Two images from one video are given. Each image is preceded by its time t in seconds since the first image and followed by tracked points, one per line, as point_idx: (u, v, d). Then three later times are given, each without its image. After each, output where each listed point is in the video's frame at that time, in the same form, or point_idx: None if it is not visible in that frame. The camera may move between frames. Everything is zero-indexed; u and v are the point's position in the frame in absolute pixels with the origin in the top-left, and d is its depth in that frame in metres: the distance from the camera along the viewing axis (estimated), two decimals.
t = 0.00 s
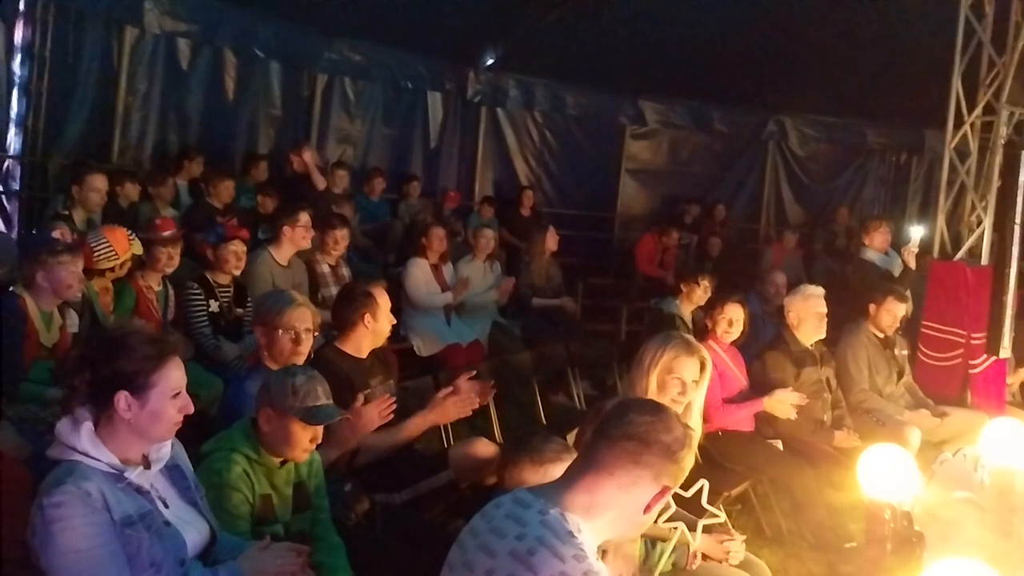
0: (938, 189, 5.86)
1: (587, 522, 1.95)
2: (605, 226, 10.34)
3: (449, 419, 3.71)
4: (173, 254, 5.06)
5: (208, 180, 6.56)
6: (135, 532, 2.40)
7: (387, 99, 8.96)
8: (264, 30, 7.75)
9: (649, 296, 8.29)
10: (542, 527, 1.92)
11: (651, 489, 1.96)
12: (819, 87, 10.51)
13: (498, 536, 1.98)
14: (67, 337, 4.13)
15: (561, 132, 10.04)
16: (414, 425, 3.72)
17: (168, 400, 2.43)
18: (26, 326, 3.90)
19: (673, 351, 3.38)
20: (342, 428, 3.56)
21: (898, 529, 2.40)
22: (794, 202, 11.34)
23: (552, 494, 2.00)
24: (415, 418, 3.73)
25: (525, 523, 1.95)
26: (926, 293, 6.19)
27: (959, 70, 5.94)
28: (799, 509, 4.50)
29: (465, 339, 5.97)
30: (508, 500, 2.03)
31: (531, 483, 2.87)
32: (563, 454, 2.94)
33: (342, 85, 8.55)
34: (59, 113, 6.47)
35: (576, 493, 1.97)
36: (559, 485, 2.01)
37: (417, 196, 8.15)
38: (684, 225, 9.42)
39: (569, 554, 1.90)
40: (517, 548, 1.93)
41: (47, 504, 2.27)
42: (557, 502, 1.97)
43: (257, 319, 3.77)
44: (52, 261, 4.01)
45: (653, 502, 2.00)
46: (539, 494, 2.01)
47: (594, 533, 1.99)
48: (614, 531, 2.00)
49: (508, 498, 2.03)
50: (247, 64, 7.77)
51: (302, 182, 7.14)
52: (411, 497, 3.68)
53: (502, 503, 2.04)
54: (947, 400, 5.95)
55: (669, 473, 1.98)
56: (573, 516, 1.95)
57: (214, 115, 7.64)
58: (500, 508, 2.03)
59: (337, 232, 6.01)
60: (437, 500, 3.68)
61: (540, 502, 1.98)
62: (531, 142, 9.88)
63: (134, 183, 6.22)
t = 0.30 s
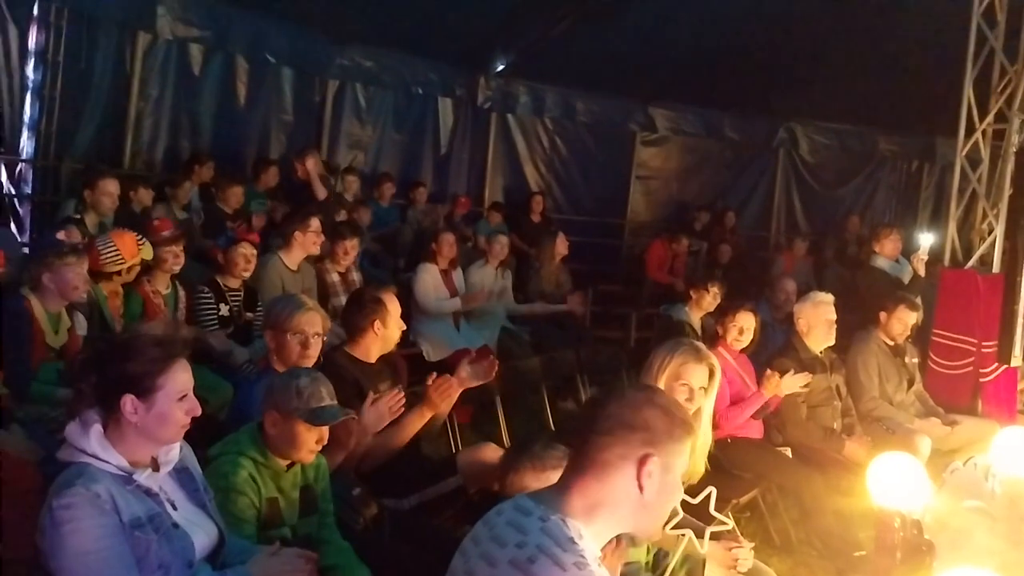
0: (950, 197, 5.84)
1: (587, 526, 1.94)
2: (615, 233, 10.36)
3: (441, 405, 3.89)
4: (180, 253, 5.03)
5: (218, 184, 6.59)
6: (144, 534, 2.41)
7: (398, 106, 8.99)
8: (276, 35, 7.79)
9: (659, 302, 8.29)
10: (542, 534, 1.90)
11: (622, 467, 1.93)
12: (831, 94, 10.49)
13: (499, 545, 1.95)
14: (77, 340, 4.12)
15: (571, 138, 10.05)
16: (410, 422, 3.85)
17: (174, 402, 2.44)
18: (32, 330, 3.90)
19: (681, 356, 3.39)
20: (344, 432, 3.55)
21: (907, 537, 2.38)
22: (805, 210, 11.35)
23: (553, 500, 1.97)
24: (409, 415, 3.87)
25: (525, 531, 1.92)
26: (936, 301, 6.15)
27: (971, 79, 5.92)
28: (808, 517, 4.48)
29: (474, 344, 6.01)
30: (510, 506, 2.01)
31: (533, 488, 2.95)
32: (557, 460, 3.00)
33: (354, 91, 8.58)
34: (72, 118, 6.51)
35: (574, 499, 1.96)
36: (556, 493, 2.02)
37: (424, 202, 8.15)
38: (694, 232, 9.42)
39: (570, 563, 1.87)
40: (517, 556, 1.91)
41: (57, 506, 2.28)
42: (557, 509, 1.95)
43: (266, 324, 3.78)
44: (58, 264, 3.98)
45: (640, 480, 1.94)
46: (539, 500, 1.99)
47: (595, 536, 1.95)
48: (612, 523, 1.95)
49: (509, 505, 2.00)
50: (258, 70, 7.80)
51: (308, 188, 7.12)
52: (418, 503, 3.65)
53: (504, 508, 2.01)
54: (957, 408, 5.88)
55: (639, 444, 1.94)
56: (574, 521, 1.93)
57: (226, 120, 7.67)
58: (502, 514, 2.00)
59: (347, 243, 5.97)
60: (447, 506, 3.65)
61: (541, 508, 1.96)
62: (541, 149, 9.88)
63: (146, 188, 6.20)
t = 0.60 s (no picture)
0: (956, 205, 5.84)
1: (584, 534, 1.89)
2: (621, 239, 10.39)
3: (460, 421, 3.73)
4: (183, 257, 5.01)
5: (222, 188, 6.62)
6: (148, 538, 2.41)
7: (404, 112, 9.01)
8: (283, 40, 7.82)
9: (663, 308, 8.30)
10: (539, 546, 1.85)
11: (595, 470, 1.89)
12: (837, 101, 10.47)
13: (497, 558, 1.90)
14: (79, 346, 4.12)
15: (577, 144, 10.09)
16: (426, 433, 3.74)
17: (180, 407, 2.44)
18: (32, 333, 3.91)
19: (685, 364, 3.39)
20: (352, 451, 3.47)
21: (912, 545, 2.37)
22: (810, 216, 11.36)
23: (551, 509, 1.93)
24: (427, 426, 3.75)
25: (522, 543, 1.88)
26: (942, 309, 6.15)
27: (976, 87, 5.91)
28: (813, 525, 4.47)
29: (479, 350, 6.01)
30: (508, 516, 1.96)
31: (520, 498, 2.92)
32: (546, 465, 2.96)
33: (360, 96, 8.61)
34: (79, 124, 6.54)
35: (570, 507, 1.91)
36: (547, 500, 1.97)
37: (430, 207, 8.16)
38: (699, 238, 9.42)
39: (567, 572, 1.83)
40: (514, 569, 1.86)
41: (62, 510, 2.28)
42: (555, 519, 1.90)
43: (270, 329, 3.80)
44: (58, 267, 4.00)
45: (619, 477, 1.89)
46: (537, 510, 1.94)
47: (594, 543, 1.91)
48: (602, 528, 1.91)
49: (507, 515, 1.96)
50: (264, 75, 7.83)
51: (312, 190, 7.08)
52: (423, 508, 3.65)
53: (502, 519, 1.98)
54: (962, 417, 5.90)
55: (607, 442, 1.90)
56: (572, 533, 1.88)
57: (232, 125, 7.71)
58: (500, 525, 1.96)
59: (353, 248, 6.04)
60: (451, 511, 3.62)
61: (539, 520, 1.91)
62: (546, 153, 9.94)
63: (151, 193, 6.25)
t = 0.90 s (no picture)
0: (955, 214, 5.84)
1: (575, 548, 1.89)
2: (621, 245, 10.40)
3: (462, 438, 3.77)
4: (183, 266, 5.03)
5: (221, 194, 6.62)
6: (147, 546, 2.41)
7: (405, 119, 9.02)
8: (284, 47, 7.83)
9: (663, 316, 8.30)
10: (529, 564, 1.85)
11: (582, 478, 1.89)
12: (837, 108, 10.48)
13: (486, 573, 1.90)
14: (80, 350, 4.13)
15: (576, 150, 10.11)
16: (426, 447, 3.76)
17: (179, 414, 2.44)
18: (31, 340, 3.91)
19: (679, 376, 3.39)
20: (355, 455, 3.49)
21: (912, 554, 2.35)
22: (810, 223, 11.37)
23: (541, 522, 1.92)
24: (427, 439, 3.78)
25: (513, 559, 1.88)
26: (942, 317, 6.15)
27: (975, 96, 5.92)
28: (811, 533, 4.47)
29: (479, 357, 6.01)
30: (500, 530, 1.95)
31: (516, 505, 2.92)
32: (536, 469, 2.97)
33: (360, 102, 8.62)
34: (79, 129, 6.55)
35: (560, 521, 1.91)
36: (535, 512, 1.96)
37: (432, 214, 8.16)
38: (699, 245, 9.42)
39: None
40: None
41: (61, 518, 2.29)
42: (545, 533, 1.90)
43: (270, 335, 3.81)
44: (60, 274, 4.00)
45: (608, 481, 1.90)
46: (527, 523, 1.93)
47: (587, 555, 1.90)
48: (593, 536, 1.90)
49: (498, 529, 1.95)
50: (264, 81, 7.83)
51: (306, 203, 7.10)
52: (422, 516, 3.67)
53: (493, 531, 1.97)
54: (963, 424, 5.93)
55: (591, 447, 1.91)
56: (563, 548, 1.88)
57: (233, 131, 7.71)
58: (492, 538, 1.95)
59: (354, 253, 6.01)
60: (451, 519, 3.64)
61: (529, 535, 1.90)
62: (547, 161, 9.98)
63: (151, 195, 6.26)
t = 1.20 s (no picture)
0: (951, 218, 5.86)
1: (561, 556, 1.84)
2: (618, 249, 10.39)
3: (449, 428, 3.67)
4: (183, 268, 5.01)
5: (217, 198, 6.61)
6: (142, 551, 2.42)
7: (402, 123, 9.02)
8: (281, 50, 7.83)
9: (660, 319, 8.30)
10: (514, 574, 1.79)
11: (571, 482, 1.85)
12: (833, 111, 10.51)
13: None
14: (74, 355, 4.13)
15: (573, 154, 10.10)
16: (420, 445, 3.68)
17: (174, 418, 2.44)
18: (26, 344, 3.90)
19: (675, 381, 3.36)
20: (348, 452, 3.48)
21: (909, 557, 2.38)
22: (808, 227, 11.36)
23: (527, 530, 1.87)
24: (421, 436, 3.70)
25: (499, 571, 1.82)
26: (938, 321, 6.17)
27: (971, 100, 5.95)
28: (807, 535, 4.48)
29: (476, 360, 6.01)
30: (486, 539, 1.90)
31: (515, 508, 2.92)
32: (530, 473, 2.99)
33: (357, 105, 8.62)
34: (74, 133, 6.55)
35: (546, 526, 1.86)
36: (522, 518, 1.91)
37: (431, 216, 8.14)
38: (696, 248, 9.43)
39: None
40: None
41: (56, 523, 2.30)
42: (532, 543, 1.84)
43: (266, 340, 3.80)
44: (61, 278, 3.97)
45: (597, 484, 1.85)
46: (513, 531, 1.88)
47: (575, 562, 1.85)
48: (582, 542, 1.86)
49: (485, 537, 1.90)
50: (262, 83, 7.83)
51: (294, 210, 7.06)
52: (418, 520, 3.65)
53: (479, 539, 1.92)
54: (958, 428, 5.91)
55: (579, 450, 1.86)
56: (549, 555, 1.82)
57: (231, 133, 7.70)
58: (479, 548, 1.89)
59: (349, 256, 5.97)
60: (450, 523, 3.62)
61: (515, 544, 1.84)
62: (544, 164, 9.90)
63: (145, 197, 6.23)
